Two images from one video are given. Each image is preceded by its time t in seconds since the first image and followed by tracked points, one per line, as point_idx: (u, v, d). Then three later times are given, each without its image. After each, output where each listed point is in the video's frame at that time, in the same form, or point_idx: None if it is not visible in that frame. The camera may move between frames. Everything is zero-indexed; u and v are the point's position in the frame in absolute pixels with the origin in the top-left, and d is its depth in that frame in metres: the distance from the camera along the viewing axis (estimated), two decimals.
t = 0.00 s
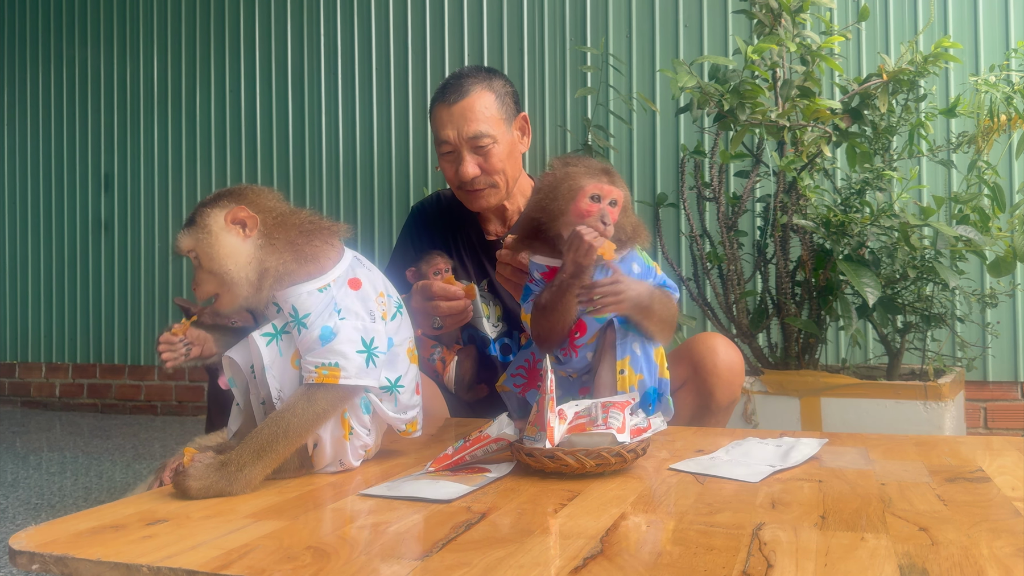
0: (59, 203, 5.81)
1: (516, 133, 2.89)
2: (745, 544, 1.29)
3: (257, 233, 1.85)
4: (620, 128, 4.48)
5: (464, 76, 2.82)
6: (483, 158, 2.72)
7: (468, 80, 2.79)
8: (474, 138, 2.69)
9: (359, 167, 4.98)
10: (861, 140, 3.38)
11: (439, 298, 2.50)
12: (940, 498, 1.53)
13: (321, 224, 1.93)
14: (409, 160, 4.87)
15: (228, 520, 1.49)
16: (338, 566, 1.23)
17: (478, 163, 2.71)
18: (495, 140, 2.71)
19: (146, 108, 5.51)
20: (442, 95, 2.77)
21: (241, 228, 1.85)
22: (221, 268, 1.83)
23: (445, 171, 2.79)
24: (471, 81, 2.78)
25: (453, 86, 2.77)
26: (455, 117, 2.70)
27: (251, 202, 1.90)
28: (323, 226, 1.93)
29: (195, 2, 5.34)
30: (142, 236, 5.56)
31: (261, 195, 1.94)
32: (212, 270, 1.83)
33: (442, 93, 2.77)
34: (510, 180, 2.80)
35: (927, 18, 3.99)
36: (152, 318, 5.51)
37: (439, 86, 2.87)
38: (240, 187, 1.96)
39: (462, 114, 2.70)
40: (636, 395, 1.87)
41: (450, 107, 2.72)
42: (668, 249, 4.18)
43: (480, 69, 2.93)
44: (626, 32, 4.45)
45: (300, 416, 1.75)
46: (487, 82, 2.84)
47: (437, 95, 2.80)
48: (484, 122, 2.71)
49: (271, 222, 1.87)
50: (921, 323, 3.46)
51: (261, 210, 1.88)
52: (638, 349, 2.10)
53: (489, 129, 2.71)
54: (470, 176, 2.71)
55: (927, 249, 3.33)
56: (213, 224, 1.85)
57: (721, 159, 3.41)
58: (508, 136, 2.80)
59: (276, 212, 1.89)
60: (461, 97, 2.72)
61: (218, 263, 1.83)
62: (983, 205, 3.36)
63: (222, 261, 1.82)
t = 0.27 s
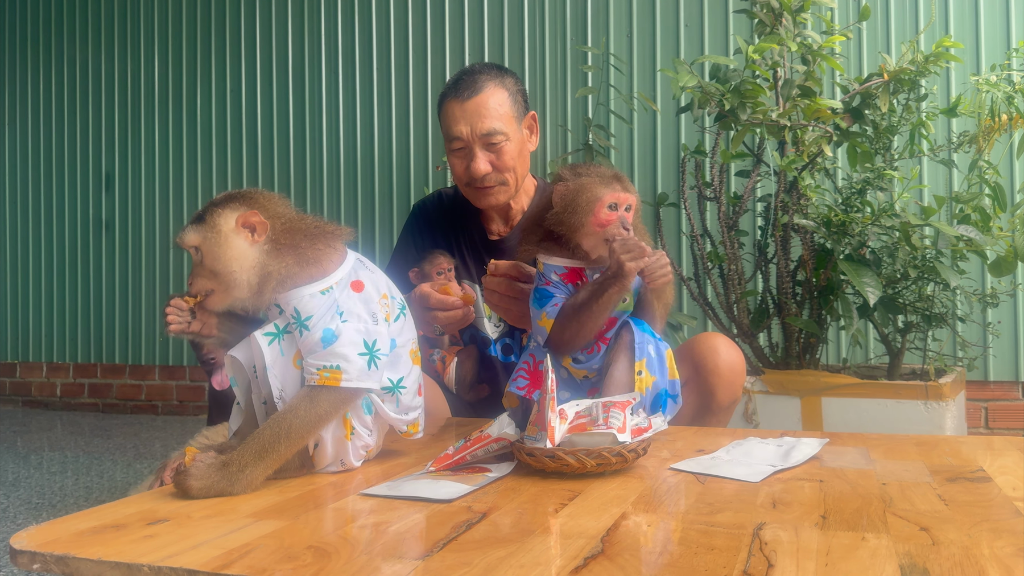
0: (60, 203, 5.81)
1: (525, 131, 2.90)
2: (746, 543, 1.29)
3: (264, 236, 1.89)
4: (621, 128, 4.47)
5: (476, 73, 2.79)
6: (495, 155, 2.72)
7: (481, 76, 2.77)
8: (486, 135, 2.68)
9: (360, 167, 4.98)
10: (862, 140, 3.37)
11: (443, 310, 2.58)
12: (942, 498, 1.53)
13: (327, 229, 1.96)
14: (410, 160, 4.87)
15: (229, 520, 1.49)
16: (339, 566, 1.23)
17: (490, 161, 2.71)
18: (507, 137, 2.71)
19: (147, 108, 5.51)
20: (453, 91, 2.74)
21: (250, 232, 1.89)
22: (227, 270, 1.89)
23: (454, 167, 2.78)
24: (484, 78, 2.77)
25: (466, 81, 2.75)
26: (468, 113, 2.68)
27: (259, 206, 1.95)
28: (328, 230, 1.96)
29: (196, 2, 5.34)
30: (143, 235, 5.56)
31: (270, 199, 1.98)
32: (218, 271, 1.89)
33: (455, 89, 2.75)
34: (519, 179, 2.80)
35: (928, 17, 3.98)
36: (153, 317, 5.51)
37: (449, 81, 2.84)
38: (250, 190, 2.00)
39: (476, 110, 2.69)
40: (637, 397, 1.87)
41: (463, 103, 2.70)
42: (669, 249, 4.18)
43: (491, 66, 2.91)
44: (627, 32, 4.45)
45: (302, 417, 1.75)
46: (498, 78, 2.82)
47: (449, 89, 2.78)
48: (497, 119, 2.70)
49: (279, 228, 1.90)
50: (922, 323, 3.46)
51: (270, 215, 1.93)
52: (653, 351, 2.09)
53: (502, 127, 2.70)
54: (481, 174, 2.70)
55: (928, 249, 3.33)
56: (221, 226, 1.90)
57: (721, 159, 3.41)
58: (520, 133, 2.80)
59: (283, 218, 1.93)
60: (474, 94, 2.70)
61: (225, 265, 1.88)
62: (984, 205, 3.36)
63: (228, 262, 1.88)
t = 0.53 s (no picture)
0: (61, 202, 5.82)
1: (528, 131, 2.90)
2: (746, 543, 1.29)
3: (261, 232, 1.87)
4: (622, 128, 4.47)
5: (480, 73, 2.78)
6: (499, 156, 2.72)
7: (485, 77, 2.76)
8: (491, 136, 2.67)
9: (361, 167, 4.98)
10: (863, 139, 3.37)
11: (438, 313, 2.58)
12: (942, 497, 1.53)
13: (324, 229, 1.93)
14: (411, 160, 4.87)
15: (230, 520, 1.49)
16: (339, 566, 1.24)
17: (494, 163, 2.71)
18: (512, 138, 2.71)
19: (148, 107, 5.51)
20: (457, 91, 2.73)
21: (249, 226, 1.87)
22: (219, 259, 1.87)
23: (458, 167, 2.78)
24: (489, 78, 2.76)
25: (471, 81, 2.74)
26: (473, 114, 2.68)
27: (264, 199, 1.92)
28: (325, 231, 1.94)
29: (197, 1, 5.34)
30: (144, 235, 5.56)
31: (277, 193, 1.95)
32: (210, 261, 1.87)
33: (459, 88, 2.74)
34: (522, 180, 2.80)
35: (929, 17, 3.98)
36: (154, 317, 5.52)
37: (452, 80, 2.82)
38: (258, 181, 1.98)
39: (480, 111, 2.68)
40: (638, 395, 1.88)
41: (468, 103, 2.69)
42: (669, 248, 4.18)
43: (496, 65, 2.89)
44: (628, 31, 4.45)
45: (300, 416, 1.75)
46: (502, 79, 2.81)
47: (453, 88, 2.77)
48: (502, 120, 2.70)
49: (280, 225, 1.88)
50: (922, 322, 3.45)
51: (272, 211, 1.90)
52: (655, 351, 2.09)
53: (506, 128, 2.70)
54: (484, 175, 2.70)
55: (929, 249, 3.33)
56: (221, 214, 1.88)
57: (722, 159, 3.41)
58: (523, 134, 2.80)
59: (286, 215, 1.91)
60: (479, 95, 2.70)
61: (218, 254, 1.86)
62: (985, 205, 3.36)
63: (221, 253, 1.85)
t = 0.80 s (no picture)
0: (62, 202, 5.82)
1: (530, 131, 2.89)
2: (747, 543, 1.29)
3: (268, 223, 1.91)
4: (622, 127, 4.47)
5: (483, 73, 2.78)
6: (501, 157, 2.71)
7: (489, 78, 2.76)
8: (492, 136, 2.67)
9: (362, 166, 4.98)
10: (864, 139, 3.37)
11: (439, 314, 2.59)
12: (943, 497, 1.53)
13: (330, 232, 1.94)
14: (412, 160, 4.87)
15: (230, 519, 1.49)
16: (340, 566, 1.24)
17: (495, 163, 2.71)
18: (514, 139, 2.71)
19: (149, 107, 5.52)
20: (462, 89, 2.73)
21: (257, 214, 1.92)
22: (224, 241, 1.93)
23: (458, 167, 2.78)
24: (493, 78, 2.76)
25: (475, 80, 2.74)
26: (474, 114, 2.67)
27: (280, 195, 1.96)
28: (331, 233, 1.94)
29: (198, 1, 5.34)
30: (145, 235, 5.56)
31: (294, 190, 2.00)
32: (216, 239, 1.94)
33: (462, 88, 2.74)
34: (522, 181, 2.80)
35: (930, 16, 3.98)
36: (155, 316, 5.52)
37: (454, 79, 2.82)
38: (280, 177, 2.03)
39: (483, 111, 2.68)
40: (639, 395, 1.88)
41: (469, 103, 2.69)
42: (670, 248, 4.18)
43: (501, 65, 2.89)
44: (629, 31, 4.45)
45: (298, 415, 1.75)
46: (505, 79, 2.81)
47: (456, 87, 2.77)
48: (504, 121, 2.70)
49: (288, 218, 1.92)
50: (923, 322, 3.45)
51: (283, 204, 1.94)
52: (657, 351, 2.10)
53: (508, 129, 2.70)
54: (486, 176, 2.70)
55: (930, 248, 3.33)
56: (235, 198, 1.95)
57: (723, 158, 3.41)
58: (525, 135, 2.80)
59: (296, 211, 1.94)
60: (482, 95, 2.70)
61: (224, 235, 1.92)
62: (986, 204, 3.36)
63: (226, 234, 1.92)
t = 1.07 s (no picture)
0: (63, 201, 5.82)
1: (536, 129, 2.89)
2: (748, 541, 1.29)
3: (275, 223, 1.88)
4: (623, 126, 4.47)
5: (491, 69, 2.77)
6: (509, 154, 2.72)
7: (497, 74, 2.75)
8: (501, 133, 2.67)
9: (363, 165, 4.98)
10: (865, 138, 3.37)
11: (438, 313, 2.58)
12: (944, 496, 1.53)
13: (335, 234, 1.93)
14: (413, 159, 4.87)
15: (232, 517, 1.50)
16: (341, 564, 1.24)
17: (502, 159, 2.71)
18: (521, 136, 2.71)
19: (150, 105, 5.52)
20: (470, 83, 2.72)
21: (265, 214, 1.88)
22: (228, 239, 1.87)
23: (465, 163, 2.78)
24: (501, 75, 2.75)
25: (483, 76, 2.73)
26: (483, 110, 2.66)
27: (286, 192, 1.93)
28: (335, 236, 1.94)
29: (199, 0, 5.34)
30: (146, 234, 5.57)
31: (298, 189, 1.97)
32: (219, 237, 1.88)
33: (469, 84, 2.72)
34: (529, 178, 2.81)
35: (932, 15, 3.97)
36: (156, 315, 5.53)
37: (461, 75, 2.81)
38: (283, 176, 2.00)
39: (492, 107, 2.67)
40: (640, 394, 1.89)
41: (478, 98, 2.67)
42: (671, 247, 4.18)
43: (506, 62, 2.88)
44: (630, 30, 4.45)
45: (300, 414, 1.75)
46: (513, 76, 2.80)
47: (463, 83, 2.75)
48: (513, 118, 2.69)
49: (295, 218, 1.89)
50: (924, 321, 3.45)
51: (290, 204, 1.91)
52: (652, 350, 2.12)
53: (517, 126, 2.70)
54: (493, 171, 2.71)
55: (931, 247, 3.32)
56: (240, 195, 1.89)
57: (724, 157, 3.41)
58: (532, 132, 2.80)
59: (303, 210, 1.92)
60: (491, 91, 2.69)
61: (229, 234, 1.87)
62: (987, 203, 3.36)
63: (231, 232, 1.87)
